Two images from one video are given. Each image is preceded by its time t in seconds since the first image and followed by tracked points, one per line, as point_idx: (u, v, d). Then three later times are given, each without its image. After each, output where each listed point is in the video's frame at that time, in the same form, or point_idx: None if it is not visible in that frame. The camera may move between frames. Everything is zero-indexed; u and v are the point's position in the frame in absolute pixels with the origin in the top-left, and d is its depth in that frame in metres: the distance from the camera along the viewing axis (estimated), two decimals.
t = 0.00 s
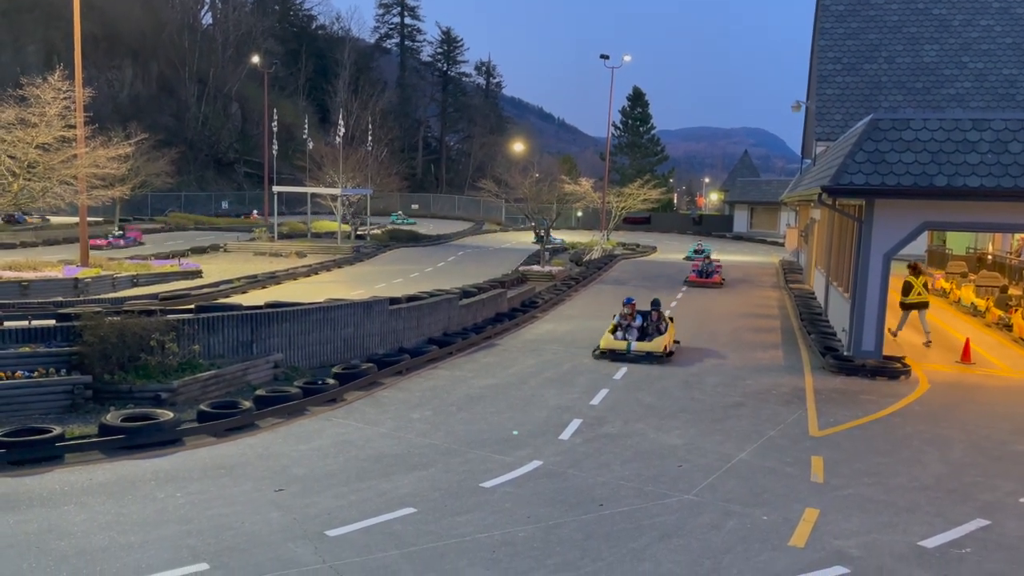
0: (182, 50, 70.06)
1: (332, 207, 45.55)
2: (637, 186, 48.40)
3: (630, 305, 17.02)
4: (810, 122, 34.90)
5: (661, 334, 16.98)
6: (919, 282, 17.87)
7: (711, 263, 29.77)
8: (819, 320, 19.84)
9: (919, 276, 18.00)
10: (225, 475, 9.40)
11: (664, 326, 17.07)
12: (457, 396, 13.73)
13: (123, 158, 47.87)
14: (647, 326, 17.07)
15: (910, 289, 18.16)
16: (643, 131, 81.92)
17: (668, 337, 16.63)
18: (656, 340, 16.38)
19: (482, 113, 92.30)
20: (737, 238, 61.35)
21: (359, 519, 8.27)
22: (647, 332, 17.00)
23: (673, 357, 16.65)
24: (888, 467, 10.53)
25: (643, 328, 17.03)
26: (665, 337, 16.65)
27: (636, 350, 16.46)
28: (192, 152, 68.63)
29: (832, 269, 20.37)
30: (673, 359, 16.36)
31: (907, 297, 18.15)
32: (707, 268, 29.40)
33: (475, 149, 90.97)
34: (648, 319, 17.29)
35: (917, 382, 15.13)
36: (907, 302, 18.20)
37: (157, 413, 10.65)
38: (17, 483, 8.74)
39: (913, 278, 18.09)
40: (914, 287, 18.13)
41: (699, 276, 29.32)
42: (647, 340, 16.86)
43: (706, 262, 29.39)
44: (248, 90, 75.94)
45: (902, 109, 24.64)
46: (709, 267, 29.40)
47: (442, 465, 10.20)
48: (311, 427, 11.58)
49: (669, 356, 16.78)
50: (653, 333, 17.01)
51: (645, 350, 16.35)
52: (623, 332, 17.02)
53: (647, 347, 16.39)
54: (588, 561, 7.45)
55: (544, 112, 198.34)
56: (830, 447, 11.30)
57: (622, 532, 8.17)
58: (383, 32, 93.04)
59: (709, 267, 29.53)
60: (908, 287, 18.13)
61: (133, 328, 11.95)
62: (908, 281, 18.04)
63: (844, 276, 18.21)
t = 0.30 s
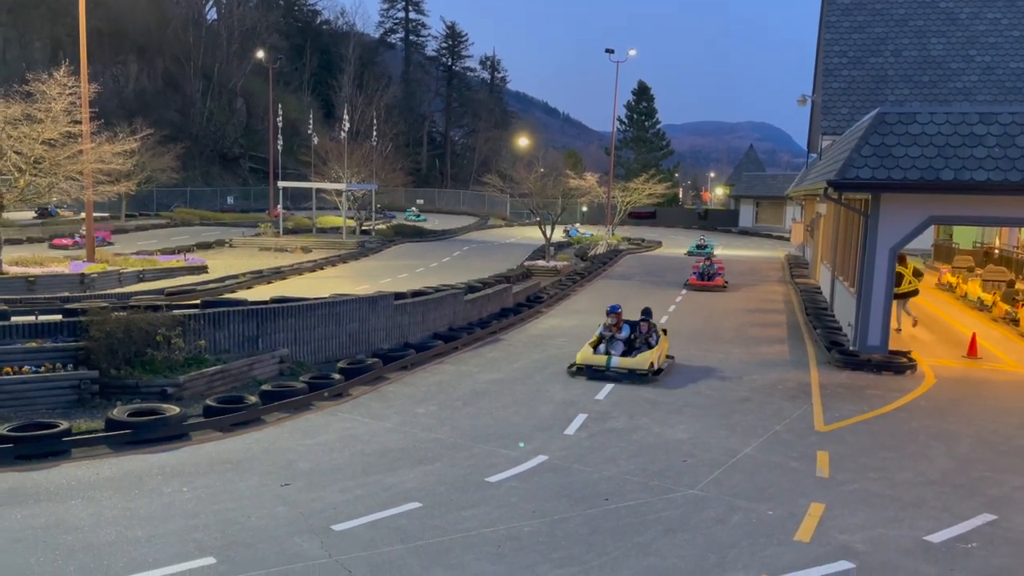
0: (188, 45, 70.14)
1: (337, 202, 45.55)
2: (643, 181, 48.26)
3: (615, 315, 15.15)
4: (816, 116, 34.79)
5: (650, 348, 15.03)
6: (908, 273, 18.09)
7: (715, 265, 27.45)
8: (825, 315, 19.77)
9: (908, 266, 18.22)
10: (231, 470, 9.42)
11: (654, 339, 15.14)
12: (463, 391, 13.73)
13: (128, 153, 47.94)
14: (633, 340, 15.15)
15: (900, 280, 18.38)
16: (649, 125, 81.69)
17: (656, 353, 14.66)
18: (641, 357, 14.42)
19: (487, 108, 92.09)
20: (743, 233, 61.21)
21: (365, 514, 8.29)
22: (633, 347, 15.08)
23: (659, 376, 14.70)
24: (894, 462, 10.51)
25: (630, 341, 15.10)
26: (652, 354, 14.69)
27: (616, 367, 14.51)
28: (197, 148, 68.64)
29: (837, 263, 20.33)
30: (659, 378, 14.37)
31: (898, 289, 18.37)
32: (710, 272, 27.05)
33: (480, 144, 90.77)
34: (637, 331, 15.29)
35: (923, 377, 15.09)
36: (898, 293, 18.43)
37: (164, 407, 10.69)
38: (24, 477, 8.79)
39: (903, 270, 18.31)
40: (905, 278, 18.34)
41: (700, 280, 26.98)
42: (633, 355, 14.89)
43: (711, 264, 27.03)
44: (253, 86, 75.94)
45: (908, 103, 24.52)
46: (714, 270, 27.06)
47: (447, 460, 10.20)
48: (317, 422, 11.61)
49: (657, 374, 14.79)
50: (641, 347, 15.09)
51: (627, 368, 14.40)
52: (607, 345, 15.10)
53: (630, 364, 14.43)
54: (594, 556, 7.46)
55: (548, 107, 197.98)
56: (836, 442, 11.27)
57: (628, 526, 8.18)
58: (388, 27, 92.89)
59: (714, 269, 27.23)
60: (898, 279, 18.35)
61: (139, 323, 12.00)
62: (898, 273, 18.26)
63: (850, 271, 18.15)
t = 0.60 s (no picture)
0: (196, 40, 70.35)
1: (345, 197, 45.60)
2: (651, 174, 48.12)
3: (586, 327, 13.23)
4: (825, 108, 34.61)
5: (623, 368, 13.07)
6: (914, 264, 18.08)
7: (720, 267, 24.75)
8: (833, 308, 19.69)
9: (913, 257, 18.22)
10: (240, 463, 9.47)
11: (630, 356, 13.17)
12: (471, 385, 13.77)
13: (137, 148, 48.13)
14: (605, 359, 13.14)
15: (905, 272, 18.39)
16: (656, 118, 81.45)
17: (624, 376, 12.63)
18: (604, 379, 12.43)
19: (494, 102, 91.92)
20: (751, 226, 60.98)
21: (373, 507, 8.33)
22: (603, 365, 13.09)
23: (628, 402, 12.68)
24: (903, 456, 10.49)
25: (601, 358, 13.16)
26: (621, 376, 12.66)
27: (574, 391, 12.54)
28: (205, 142, 68.74)
29: (846, 257, 20.24)
30: (623, 405, 12.39)
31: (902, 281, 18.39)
32: (713, 275, 24.36)
33: (488, 138, 90.60)
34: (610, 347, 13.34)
35: (932, 371, 15.03)
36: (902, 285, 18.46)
37: (173, 401, 10.75)
38: (36, 470, 8.86)
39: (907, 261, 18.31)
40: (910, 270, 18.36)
41: (702, 283, 24.32)
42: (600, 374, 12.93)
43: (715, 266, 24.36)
44: (261, 80, 76.02)
45: (919, 95, 24.37)
46: (718, 272, 24.36)
47: (456, 453, 10.23)
48: (326, 415, 11.66)
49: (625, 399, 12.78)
50: (613, 366, 13.10)
51: (586, 392, 12.42)
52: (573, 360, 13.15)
53: (591, 387, 12.44)
54: (601, 549, 7.47)
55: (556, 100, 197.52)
56: (844, 437, 11.25)
57: (635, 519, 8.19)
58: (395, 20, 92.80)
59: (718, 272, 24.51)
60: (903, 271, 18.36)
61: (148, 317, 12.07)
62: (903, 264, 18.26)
63: (859, 264, 18.07)
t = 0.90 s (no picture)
0: (207, 35, 70.53)
1: (355, 191, 45.67)
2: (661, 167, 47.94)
3: (529, 343, 11.39)
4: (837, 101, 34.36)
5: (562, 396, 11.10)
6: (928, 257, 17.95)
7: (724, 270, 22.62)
8: (846, 302, 19.58)
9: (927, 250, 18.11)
10: (252, 457, 9.52)
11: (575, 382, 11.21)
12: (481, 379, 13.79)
13: (149, 143, 48.32)
14: (546, 382, 11.22)
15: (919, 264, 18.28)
16: (667, 111, 81.10)
17: (552, 404, 10.63)
18: (526, 406, 10.46)
19: (505, 95, 91.78)
20: (763, 219, 60.70)
21: (384, 500, 8.36)
22: (540, 389, 11.16)
23: (555, 436, 10.68)
24: (915, 449, 10.44)
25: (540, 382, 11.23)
26: (550, 403, 10.68)
27: (488, 420, 10.63)
28: (217, 137, 68.89)
29: (859, 250, 20.12)
30: (543, 438, 10.43)
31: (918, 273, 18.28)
32: (715, 279, 22.21)
33: (498, 131, 90.42)
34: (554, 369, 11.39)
35: (945, 364, 14.95)
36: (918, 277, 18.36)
37: (186, 394, 10.82)
38: (52, 462, 8.94)
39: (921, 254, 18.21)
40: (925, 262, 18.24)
41: (703, 288, 22.19)
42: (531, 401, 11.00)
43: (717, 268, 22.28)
44: (271, 75, 76.16)
45: (932, 87, 24.14)
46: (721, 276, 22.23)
47: (466, 446, 10.26)
48: (338, 409, 11.69)
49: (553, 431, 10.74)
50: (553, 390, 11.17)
51: (500, 422, 10.49)
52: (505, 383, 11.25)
53: (507, 415, 10.49)
54: (611, 542, 7.47)
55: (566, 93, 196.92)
56: (856, 430, 11.21)
57: (646, 513, 8.20)
58: (404, 14, 92.68)
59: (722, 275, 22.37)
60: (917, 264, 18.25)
61: (161, 311, 12.15)
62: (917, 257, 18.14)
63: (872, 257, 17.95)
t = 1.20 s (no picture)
0: (222, 30, 70.82)
1: (370, 184, 45.80)
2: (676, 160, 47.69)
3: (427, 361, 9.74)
4: (854, 92, 34.03)
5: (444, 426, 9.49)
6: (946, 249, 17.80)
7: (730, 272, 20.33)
8: (862, 295, 19.45)
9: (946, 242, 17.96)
10: (268, 449, 9.60)
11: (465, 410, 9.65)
12: (495, 371, 13.83)
13: (166, 137, 48.63)
14: (431, 406, 9.61)
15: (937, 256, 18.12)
16: (682, 103, 80.66)
17: (416, 434, 8.98)
18: (385, 434, 8.80)
19: (519, 88, 91.59)
20: (779, 212, 60.30)
21: (400, 492, 8.42)
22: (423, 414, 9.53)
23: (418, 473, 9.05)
24: (932, 443, 10.38)
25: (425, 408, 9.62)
26: (414, 435, 9.03)
27: (336, 445, 8.94)
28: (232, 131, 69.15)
29: (875, 242, 19.98)
30: (391, 475, 8.75)
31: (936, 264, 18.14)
32: (721, 282, 19.91)
33: (512, 124, 90.20)
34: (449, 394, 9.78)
35: (963, 358, 14.83)
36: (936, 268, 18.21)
37: (203, 387, 10.92)
38: (72, 454, 9.05)
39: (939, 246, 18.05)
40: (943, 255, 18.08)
41: (709, 294, 19.87)
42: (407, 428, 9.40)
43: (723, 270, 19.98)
44: (286, 69, 76.35)
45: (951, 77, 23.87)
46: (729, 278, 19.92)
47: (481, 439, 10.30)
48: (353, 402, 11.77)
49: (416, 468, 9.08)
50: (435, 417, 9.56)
51: (346, 449, 8.79)
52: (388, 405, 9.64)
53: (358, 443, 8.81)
54: (625, 535, 7.49)
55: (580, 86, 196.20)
56: (872, 424, 11.15)
57: (660, 506, 8.20)
58: (418, 7, 92.63)
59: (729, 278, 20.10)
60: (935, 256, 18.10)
61: (178, 304, 12.28)
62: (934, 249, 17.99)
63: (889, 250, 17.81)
